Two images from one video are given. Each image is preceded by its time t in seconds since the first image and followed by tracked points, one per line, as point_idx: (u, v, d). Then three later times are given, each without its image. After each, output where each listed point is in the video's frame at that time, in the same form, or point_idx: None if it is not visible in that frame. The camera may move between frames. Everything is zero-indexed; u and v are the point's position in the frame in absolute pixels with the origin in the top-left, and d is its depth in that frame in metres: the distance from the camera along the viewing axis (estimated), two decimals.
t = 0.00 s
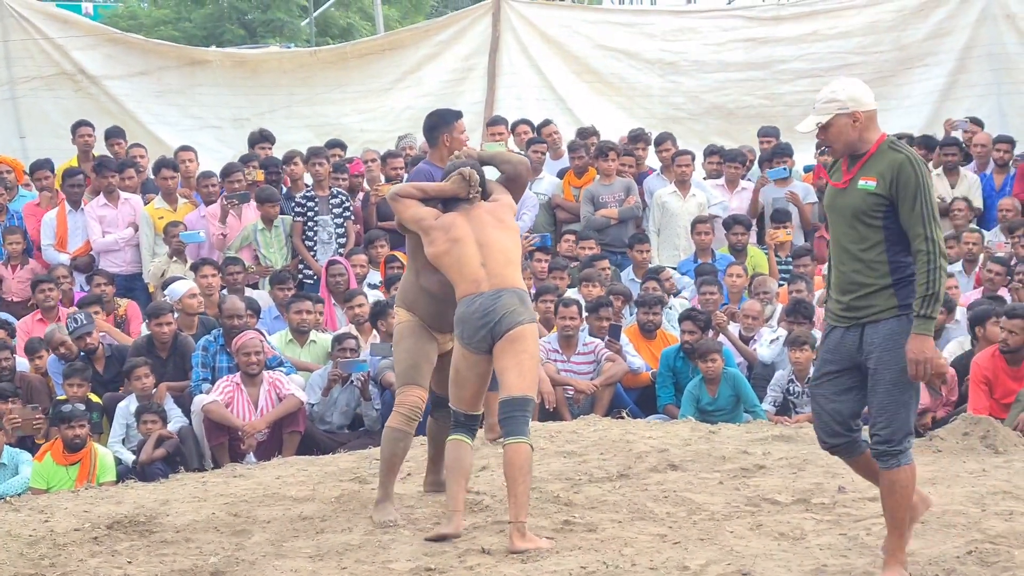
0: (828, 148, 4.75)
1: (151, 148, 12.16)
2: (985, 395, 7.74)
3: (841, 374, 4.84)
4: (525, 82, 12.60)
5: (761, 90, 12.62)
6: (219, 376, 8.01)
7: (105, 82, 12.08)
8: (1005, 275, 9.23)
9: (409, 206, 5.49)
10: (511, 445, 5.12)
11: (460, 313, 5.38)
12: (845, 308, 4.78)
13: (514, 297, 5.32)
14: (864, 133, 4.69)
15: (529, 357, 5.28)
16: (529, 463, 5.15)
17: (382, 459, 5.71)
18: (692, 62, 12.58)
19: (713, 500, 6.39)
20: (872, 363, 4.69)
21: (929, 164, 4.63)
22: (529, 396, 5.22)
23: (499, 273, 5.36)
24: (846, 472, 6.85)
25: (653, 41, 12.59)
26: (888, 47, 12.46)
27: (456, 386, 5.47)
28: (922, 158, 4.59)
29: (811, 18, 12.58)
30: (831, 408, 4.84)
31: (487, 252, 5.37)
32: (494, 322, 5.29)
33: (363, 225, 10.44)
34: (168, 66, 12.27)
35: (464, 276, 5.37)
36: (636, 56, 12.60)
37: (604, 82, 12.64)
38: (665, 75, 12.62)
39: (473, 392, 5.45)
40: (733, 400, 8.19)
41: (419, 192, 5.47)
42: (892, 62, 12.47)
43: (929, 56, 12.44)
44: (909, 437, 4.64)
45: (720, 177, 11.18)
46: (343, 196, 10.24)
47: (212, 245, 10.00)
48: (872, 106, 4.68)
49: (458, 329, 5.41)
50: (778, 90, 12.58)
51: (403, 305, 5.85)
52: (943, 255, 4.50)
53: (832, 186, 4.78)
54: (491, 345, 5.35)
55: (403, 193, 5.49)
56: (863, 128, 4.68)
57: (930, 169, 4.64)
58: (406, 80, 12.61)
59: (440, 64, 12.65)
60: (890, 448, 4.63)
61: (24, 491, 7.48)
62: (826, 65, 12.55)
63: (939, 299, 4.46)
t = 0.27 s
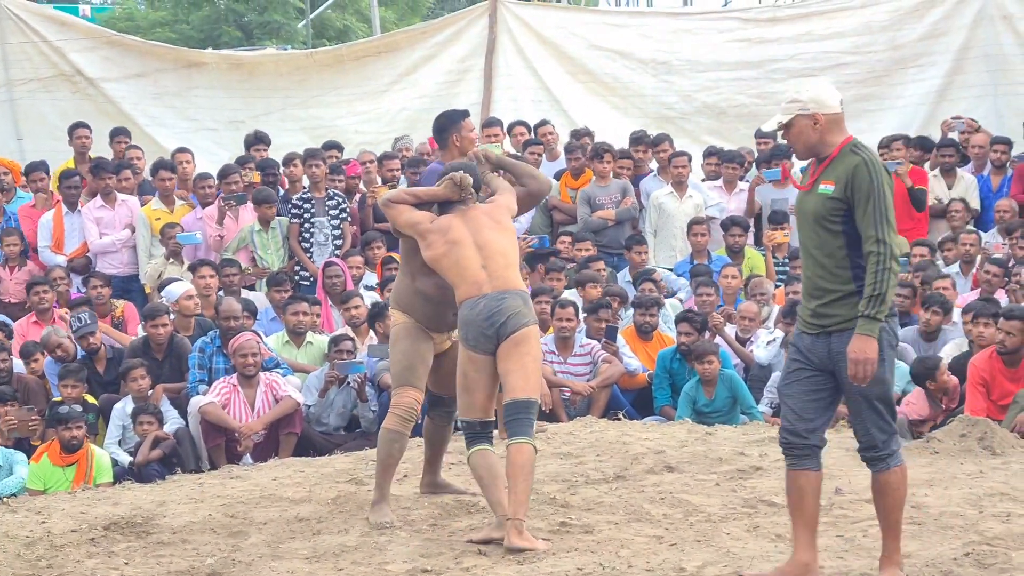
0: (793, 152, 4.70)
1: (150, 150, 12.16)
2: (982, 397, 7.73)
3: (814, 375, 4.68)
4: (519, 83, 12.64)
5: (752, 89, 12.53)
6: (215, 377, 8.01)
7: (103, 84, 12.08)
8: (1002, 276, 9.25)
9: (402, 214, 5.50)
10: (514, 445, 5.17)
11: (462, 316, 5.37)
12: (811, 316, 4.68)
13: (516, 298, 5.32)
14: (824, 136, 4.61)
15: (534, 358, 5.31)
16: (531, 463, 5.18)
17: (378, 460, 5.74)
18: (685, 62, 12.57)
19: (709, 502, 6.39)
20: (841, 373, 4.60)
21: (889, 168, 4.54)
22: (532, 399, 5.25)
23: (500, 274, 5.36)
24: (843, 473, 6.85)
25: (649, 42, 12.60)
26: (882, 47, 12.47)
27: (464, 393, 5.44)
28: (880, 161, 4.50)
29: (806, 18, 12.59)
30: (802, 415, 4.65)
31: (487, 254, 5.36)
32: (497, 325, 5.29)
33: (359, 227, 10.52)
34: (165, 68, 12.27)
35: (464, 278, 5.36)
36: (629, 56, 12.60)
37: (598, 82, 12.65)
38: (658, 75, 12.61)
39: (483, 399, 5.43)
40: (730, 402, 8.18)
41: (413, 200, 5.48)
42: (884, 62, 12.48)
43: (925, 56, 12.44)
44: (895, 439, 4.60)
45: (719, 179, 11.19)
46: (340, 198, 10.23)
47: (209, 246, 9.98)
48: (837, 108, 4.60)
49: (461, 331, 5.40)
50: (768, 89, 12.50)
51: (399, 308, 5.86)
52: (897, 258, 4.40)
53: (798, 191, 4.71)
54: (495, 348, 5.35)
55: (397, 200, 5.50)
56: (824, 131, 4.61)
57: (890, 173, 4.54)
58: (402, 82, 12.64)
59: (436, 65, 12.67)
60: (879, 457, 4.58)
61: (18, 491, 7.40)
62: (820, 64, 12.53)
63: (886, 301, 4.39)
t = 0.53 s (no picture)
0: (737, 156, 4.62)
1: (147, 149, 12.16)
2: (978, 397, 7.72)
3: (763, 388, 4.60)
4: (517, 83, 12.65)
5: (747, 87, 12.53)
6: (212, 375, 8.00)
7: (100, 83, 12.08)
8: (999, 276, 9.24)
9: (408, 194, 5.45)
10: (563, 426, 5.33)
11: (464, 306, 5.34)
12: (757, 325, 4.61)
13: (523, 291, 5.38)
14: (771, 142, 4.54)
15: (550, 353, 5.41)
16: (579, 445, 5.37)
17: (375, 459, 5.75)
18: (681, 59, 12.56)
19: (705, 501, 6.39)
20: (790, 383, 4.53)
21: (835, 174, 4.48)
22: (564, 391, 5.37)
23: (504, 266, 5.39)
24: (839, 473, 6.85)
25: (645, 40, 12.60)
26: (877, 46, 12.47)
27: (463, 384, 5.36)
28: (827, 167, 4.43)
29: (802, 17, 12.60)
30: (754, 429, 4.57)
31: (491, 246, 5.39)
32: (504, 315, 5.31)
33: (356, 225, 10.52)
34: (162, 67, 12.25)
35: (468, 267, 5.36)
36: (626, 54, 12.59)
37: (595, 81, 12.65)
38: (653, 73, 12.59)
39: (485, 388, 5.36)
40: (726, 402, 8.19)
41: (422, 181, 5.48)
42: (880, 60, 12.48)
43: (921, 56, 12.44)
44: (852, 448, 4.53)
45: (716, 179, 11.21)
46: (336, 196, 10.23)
47: (206, 244, 10.02)
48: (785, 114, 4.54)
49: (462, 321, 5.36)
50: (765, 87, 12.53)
51: (392, 306, 5.86)
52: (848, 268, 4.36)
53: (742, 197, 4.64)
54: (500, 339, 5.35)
55: (406, 179, 5.46)
56: (771, 136, 4.54)
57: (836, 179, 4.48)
58: (398, 81, 12.63)
59: (433, 64, 12.66)
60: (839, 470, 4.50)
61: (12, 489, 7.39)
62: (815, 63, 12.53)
63: (839, 313, 4.35)
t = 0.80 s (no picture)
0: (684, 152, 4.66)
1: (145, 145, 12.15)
2: (976, 394, 7.72)
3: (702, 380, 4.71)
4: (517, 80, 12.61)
5: (745, 84, 12.56)
6: (211, 372, 8.01)
7: (98, 79, 12.07)
8: (998, 274, 9.23)
9: (441, 194, 5.49)
10: (620, 433, 5.54)
11: (510, 310, 5.48)
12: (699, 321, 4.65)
13: (566, 297, 5.56)
14: (714, 141, 4.57)
15: (596, 355, 5.64)
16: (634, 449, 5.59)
17: (373, 457, 5.75)
18: (679, 56, 12.55)
19: (703, 498, 6.39)
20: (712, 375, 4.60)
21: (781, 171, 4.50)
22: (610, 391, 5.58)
23: (547, 271, 5.55)
24: (837, 471, 6.86)
25: (642, 37, 12.60)
26: (874, 44, 12.48)
27: (498, 387, 5.49)
28: (772, 164, 4.46)
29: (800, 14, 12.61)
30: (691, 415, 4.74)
31: (533, 251, 5.53)
32: (550, 320, 5.48)
33: (355, 223, 10.52)
34: (160, 64, 12.26)
35: (512, 270, 5.48)
36: (624, 51, 12.59)
37: (592, 78, 12.62)
38: (651, 70, 12.56)
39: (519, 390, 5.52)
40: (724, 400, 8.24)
41: (459, 182, 5.50)
42: (878, 59, 12.49)
43: (919, 54, 12.45)
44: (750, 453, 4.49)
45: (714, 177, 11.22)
46: (335, 193, 10.24)
47: (205, 242, 9.95)
48: (729, 115, 4.56)
49: (505, 324, 5.50)
50: (763, 85, 12.56)
51: (389, 303, 5.89)
52: (794, 265, 4.37)
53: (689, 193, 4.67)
54: (544, 344, 5.52)
55: (447, 179, 5.50)
56: (715, 136, 4.57)
57: (780, 176, 4.50)
58: (396, 77, 12.62)
59: (431, 61, 12.66)
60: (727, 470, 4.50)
61: (12, 485, 7.48)
62: (813, 60, 12.52)
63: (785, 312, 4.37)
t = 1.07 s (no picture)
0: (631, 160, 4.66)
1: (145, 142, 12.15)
2: (977, 391, 7.72)
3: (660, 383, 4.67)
4: (516, 78, 12.63)
5: (746, 82, 12.57)
6: (210, 368, 8.02)
7: (96, 76, 12.06)
8: (998, 273, 9.22)
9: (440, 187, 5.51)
10: (619, 425, 5.47)
11: (518, 301, 5.53)
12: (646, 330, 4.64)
13: (574, 284, 5.58)
14: (660, 148, 4.56)
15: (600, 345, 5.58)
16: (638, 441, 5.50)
17: (372, 452, 5.74)
18: (679, 54, 12.55)
19: (702, 496, 6.39)
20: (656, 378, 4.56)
21: (720, 178, 4.45)
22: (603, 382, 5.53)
23: (554, 259, 5.60)
24: (836, 469, 6.87)
25: (642, 34, 12.59)
26: (875, 42, 12.47)
27: (505, 374, 5.58)
28: (708, 172, 4.41)
29: (800, 12, 12.60)
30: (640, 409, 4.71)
31: (540, 240, 5.59)
32: (559, 309, 5.50)
33: (354, 220, 10.51)
34: (159, 62, 12.26)
35: (520, 261, 5.54)
36: (623, 48, 12.58)
37: (591, 75, 12.62)
38: (651, 68, 12.55)
39: (524, 379, 5.61)
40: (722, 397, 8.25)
41: (456, 177, 5.51)
42: (879, 57, 12.48)
43: (919, 52, 12.44)
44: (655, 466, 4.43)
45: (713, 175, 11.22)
46: (335, 189, 10.25)
47: (205, 238, 9.97)
48: (673, 121, 4.55)
49: (512, 314, 5.56)
50: (763, 83, 12.56)
51: (385, 296, 5.88)
52: (724, 275, 4.34)
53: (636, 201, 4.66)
54: (552, 334, 5.55)
55: (443, 174, 5.51)
56: (660, 143, 4.56)
57: (719, 183, 4.45)
58: (394, 74, 12.60)
59: (430, 58, 12.64)
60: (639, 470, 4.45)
61: (13, 480, 7.51)
62: (815, 58, 12.54)
63: (716, 321, 4.33)
